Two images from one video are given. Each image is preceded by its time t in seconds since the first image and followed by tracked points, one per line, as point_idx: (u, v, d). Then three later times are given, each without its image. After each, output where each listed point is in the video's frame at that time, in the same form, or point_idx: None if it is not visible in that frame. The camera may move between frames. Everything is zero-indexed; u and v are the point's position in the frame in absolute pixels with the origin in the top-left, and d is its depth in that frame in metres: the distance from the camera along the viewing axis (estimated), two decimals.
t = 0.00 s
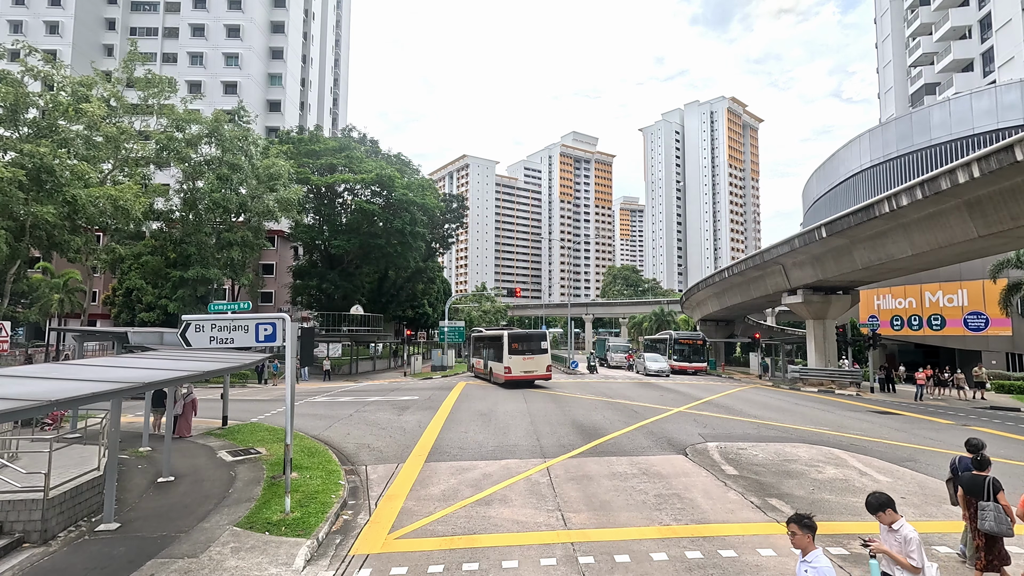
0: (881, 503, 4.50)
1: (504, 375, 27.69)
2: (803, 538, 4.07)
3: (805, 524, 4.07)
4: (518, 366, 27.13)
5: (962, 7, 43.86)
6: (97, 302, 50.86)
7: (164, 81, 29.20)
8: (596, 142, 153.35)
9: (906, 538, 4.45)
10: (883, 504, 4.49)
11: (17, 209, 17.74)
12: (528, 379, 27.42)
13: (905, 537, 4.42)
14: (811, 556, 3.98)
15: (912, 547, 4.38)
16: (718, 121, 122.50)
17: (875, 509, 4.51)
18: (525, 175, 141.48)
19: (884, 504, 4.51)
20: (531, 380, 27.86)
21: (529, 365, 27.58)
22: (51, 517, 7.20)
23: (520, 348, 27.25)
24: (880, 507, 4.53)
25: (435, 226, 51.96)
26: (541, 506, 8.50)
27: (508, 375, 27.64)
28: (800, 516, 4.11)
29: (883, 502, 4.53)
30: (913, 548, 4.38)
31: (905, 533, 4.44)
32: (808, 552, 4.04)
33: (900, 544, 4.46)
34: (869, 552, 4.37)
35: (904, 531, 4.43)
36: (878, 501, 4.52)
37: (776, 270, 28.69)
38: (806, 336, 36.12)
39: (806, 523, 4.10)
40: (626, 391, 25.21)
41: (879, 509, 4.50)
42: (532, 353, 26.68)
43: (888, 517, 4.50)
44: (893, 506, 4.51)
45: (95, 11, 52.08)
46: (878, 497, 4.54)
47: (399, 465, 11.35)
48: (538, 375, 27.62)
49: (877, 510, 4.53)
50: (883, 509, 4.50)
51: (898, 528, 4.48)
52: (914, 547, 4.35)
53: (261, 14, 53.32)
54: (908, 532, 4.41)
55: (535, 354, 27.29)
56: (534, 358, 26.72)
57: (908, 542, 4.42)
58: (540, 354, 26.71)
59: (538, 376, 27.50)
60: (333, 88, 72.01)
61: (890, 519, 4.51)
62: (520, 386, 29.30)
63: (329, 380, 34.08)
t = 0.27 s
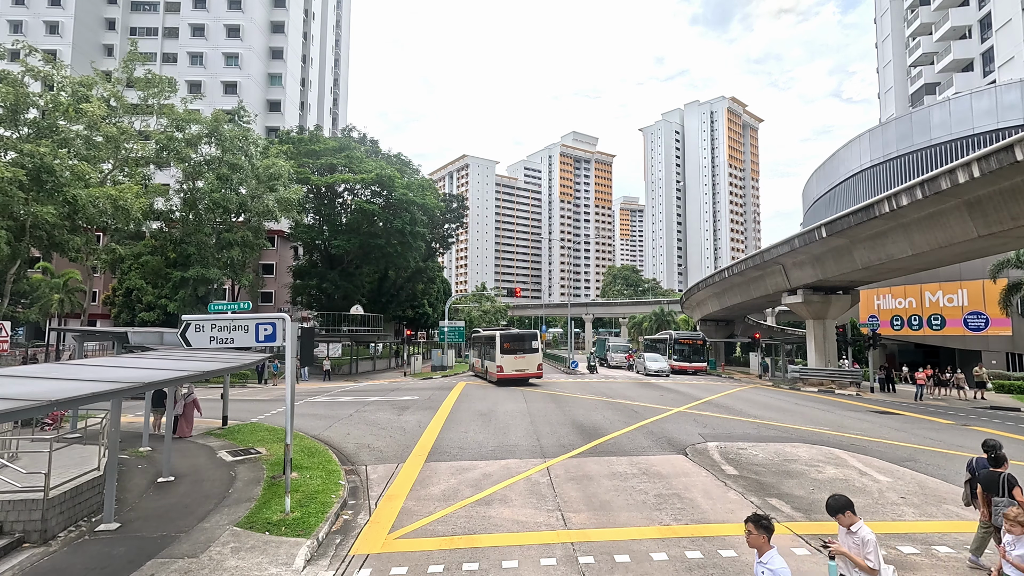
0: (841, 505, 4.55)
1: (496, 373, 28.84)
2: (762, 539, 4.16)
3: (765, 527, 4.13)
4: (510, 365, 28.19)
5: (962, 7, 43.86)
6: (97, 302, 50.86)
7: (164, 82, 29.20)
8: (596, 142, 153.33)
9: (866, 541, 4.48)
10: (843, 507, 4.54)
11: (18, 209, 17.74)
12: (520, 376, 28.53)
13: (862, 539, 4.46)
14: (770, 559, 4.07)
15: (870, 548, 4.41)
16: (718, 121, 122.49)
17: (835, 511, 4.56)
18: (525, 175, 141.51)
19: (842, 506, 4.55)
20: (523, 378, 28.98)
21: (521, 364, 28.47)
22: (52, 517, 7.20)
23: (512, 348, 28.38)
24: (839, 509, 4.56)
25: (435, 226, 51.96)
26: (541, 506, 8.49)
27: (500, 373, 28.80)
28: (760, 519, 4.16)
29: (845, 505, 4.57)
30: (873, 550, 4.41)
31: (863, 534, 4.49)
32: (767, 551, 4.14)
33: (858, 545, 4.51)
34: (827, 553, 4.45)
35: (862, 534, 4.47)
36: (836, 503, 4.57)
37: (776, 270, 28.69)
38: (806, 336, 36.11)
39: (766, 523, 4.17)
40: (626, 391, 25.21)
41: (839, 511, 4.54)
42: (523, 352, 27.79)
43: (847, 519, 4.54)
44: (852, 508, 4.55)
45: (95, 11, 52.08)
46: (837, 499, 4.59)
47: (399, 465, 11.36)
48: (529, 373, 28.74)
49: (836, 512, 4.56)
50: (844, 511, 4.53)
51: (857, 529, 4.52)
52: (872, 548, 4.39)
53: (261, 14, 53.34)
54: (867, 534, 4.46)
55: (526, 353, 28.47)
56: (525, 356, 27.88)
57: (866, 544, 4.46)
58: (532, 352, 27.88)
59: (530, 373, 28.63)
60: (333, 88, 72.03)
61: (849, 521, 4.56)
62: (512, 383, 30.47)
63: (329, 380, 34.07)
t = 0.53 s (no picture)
0: (804, 502, 4.44)
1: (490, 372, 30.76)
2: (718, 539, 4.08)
3: (722, 529, 4.05)
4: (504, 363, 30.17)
5: (962, 7, 43.87)
6: (97, 302, 50.86)
7: (164, 81, 29.20)
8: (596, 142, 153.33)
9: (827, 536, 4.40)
10: (806, 504, 4.43)
11: (18, 209, 17.74)
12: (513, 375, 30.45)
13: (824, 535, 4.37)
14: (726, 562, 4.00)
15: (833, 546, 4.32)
16: (718, 121, 122.51)
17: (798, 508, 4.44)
18: (525, 175, 141.52)
19: (804, 504, 4.44)
20: (516, 377, 30.88)
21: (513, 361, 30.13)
22: (52, 516, 7.20)
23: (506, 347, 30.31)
24: (801, 506, 4.45)
25: (435, 226, 51.96)
26: (541, 506, 8.50)
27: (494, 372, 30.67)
28: (716, 520, 4.07)
29: (807, 502, 4.47)
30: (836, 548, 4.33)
31: (825, 530, 4.40)
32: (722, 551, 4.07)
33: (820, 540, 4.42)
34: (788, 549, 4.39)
35: (823, 530, 4.39)
36: (798, 500, 4.46)
37: (776, 270, 28.68)
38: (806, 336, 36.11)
39: (722, 524, 4.08)
40: (626, 391, 25.22)
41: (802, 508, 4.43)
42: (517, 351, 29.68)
43: (809, 516, 4.44)
44: (814, 505, 4.46)
45: (95, 11, 52.08)
46: (799, 496, 4.47)
47: (400, 465, 11.36)
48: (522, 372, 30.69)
49: (798, 509, 4.45)
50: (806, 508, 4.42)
51: (819, 525, 4.42)
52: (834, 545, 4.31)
53: (261, 14, 53.35)
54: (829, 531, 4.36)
55: (518, 352, 30.41)
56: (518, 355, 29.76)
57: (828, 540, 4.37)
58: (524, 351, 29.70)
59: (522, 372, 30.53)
60: (333, 88, 72.04)
61: (811, 517, 4.45)
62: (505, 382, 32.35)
63: (329, 380, 34.08)
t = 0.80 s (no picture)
0: (769, 504, 4.41)
1: (486, 370, 32.96)
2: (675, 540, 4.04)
3: (678, 528, 4.03)
4: (499, 362, 32.44)
5: (962, 8, 43.87)
6: (97, 302, 50.85)
7: (164, 81, 29.20)
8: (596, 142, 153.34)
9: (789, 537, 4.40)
10: (770, 506, 4.40)
11: (18, 209, 17.74)
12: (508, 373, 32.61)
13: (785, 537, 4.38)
14: (681, 561, 3.94)
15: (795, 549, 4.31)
16: (718, 121, 122.50)
17: (761, 510, 4.43)
18: (525, 176, 141.54)
19: (767, 507, 4.42)
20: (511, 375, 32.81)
21: (509, 360, 31.89)
22: (51, 517, 7.20)
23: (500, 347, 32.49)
24: (763, 509, 4.42)
25: (435, 226, 51.97)
26: (541, 506, 8.50)
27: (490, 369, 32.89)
28: (672, 519, 4.06)
29: (771, 504, 4.45)
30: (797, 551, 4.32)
31: (786, 531, 4.40)
32: (678, 550, 4.04)
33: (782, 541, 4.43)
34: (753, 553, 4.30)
35: (785, 533, 4.37)
36: (762, 503, 4.43)
37: (776, 270, 28.69)
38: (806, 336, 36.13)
39: (678, 525, 4.07)
40: (626, 391, 25.22)
41: (765, 510, 4.41)
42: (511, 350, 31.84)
43: (771, 517, 4.42)
44: (776, 508, 4.43)
45: (95, 11, 52.07)
46: (763, 498, 4.45)
47: (400, 465, 11.36)
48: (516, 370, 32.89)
49: (760, 512, 4.43)
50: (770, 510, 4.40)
51: (780, 526, 4.42)
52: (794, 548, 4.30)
53: (261, 14, 53.37)
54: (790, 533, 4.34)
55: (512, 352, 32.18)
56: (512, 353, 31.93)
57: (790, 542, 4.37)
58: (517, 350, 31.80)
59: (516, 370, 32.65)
60: (333, 88, 72.04)
61: (775, 519, 4.44)
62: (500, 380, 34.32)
63: (329, 380, 34.09)
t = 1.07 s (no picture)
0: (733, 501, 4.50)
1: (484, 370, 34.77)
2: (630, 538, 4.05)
3: (634, 526, 4.03)
4: (495, 361, 34.39)
5: (962, 8, 43.87)
6: (97, 302, 50.86)
7: (164, 81, 29.19)
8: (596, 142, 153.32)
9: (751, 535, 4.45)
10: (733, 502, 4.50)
11: (18, 209, 17.73)
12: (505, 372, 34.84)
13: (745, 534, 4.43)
14: (635, 557, 3.94)
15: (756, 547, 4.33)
16: (718, 121, 122.48)
17: (723, 506, 4.54)
18: (525, 175, 141.56)
19: (728, 502, 4.53)
20: (507, 374, 34.64)
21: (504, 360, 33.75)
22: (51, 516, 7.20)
23: (496, 347, 34.72)
24: (725, 505, 4.53)
25: (435, 226, 52.00)
26: (542, 506, 8.50)
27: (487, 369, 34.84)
28: (629, 516, 4.07)
29: (735, 500, 4.54)
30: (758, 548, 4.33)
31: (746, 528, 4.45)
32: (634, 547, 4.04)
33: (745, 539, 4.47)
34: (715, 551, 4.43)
35: (744, 530, 4.41)
36: (724, 498, 4.55)
37: (776, 270, 28.69)
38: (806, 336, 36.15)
39: (633, 523, 4.08)
40: (626, 391, 25.23)
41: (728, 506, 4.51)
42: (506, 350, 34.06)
43: (734, 514, 4.50)
44: (738, 504, 4.53)
45: (95, 11, 52.07)
46: (727, 494, 4.56)
47: (400, 465, 11.36)
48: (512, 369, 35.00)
49: (721, 507, 4.54)
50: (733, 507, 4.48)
51: (740, 523, 4.50)
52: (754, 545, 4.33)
53: (261, 14, 53.36)
54: (751, 531, 4.37)
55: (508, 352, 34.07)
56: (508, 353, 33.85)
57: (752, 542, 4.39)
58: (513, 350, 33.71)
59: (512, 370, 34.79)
60: (333, 88, 72.06)
61: (737, 516, 4.52)
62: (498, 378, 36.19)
63: (329, 380, 34.08)
